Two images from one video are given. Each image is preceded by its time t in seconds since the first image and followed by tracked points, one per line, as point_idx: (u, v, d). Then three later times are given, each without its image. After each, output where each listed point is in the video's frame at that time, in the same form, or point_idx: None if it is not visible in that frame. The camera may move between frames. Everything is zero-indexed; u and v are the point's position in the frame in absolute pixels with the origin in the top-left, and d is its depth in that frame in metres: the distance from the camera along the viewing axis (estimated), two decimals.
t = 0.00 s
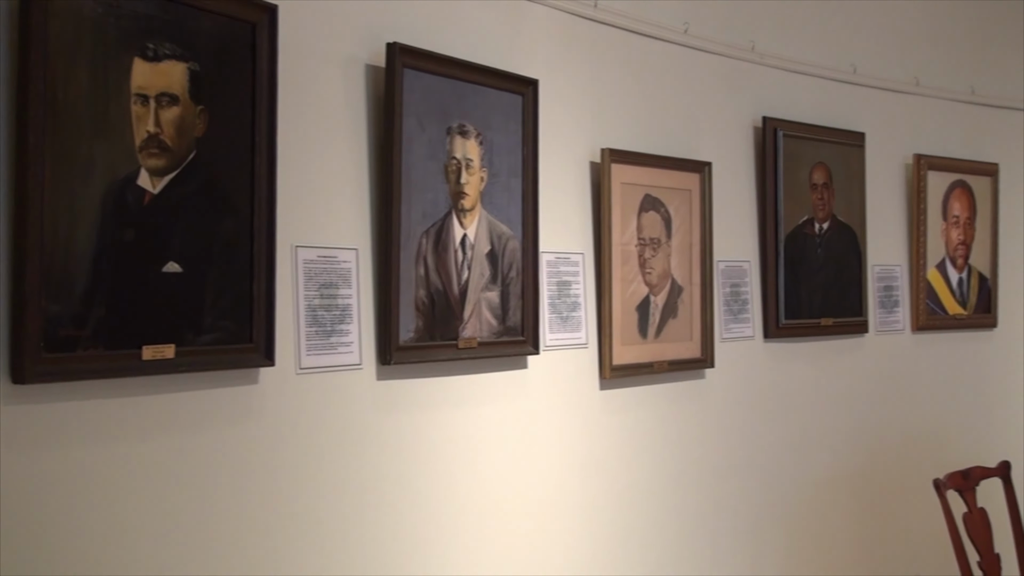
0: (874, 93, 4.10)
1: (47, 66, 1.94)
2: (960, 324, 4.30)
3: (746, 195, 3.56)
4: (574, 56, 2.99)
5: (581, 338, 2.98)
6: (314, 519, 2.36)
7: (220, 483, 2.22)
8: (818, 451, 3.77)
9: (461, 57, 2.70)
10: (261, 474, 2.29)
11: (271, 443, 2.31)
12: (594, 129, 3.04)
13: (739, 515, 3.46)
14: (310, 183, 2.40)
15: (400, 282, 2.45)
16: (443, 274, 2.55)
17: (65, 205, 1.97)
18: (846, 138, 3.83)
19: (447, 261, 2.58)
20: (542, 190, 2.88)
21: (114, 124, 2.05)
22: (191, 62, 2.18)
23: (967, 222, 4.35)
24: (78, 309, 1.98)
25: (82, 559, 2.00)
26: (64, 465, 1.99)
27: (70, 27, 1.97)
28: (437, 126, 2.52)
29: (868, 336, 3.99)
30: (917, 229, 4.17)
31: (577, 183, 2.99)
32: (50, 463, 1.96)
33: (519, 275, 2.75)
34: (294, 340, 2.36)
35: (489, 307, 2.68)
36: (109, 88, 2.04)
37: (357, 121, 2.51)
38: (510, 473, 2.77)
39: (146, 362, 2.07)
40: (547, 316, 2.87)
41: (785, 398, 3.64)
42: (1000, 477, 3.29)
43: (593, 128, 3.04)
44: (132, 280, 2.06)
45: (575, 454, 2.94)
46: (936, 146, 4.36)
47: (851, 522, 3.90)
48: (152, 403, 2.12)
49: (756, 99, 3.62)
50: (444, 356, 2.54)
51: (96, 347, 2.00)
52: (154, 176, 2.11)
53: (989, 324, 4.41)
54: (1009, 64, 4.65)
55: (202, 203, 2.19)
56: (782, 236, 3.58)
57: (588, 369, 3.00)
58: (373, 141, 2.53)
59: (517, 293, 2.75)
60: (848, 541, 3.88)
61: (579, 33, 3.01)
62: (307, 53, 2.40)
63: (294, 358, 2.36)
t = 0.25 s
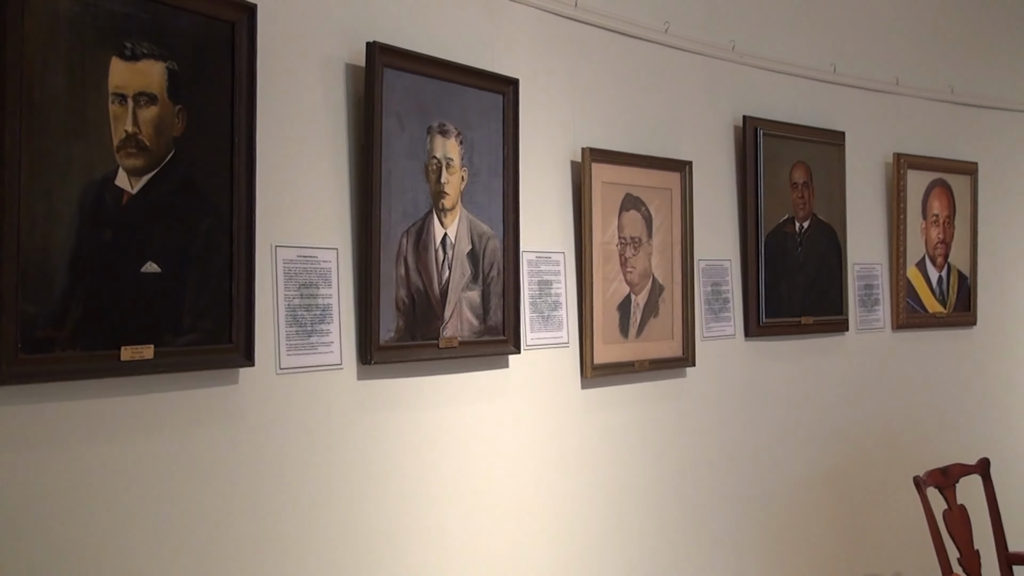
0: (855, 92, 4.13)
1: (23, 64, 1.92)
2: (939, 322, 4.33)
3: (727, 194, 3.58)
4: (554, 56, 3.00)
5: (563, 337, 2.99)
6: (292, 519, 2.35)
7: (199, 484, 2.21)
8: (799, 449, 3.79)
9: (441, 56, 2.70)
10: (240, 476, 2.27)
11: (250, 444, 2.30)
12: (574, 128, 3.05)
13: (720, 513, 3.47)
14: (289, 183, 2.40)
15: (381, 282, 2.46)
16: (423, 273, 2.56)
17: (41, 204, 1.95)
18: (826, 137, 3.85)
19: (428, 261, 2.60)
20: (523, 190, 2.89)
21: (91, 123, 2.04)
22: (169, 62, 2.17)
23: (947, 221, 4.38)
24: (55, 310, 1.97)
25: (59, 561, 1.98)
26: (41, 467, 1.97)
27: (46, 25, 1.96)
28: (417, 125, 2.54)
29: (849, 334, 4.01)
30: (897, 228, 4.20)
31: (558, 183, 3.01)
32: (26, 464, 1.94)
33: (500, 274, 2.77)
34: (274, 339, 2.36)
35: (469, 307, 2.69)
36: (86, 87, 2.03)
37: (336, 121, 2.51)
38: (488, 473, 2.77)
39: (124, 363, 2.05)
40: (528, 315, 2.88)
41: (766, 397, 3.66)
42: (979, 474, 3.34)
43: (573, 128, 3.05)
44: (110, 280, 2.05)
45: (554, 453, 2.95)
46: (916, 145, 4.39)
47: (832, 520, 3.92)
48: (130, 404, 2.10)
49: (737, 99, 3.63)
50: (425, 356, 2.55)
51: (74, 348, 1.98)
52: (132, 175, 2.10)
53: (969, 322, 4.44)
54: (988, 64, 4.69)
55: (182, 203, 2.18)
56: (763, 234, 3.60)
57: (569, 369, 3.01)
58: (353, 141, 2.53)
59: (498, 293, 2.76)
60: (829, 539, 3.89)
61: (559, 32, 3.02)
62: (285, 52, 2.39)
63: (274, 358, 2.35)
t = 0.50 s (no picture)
0: (843, 92, 4.14)
1: (7, 65, 1.91)
2: (926, 321, 4.35)
3: (714, 194, 3.59)
4: (541, 56, 3.00)
5: (550, 337, 3.00)
6: (277, 520, 2.35)
7: (184, 486, 2.20)
8: (786, 449, 3.80)
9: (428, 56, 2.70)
10: (226, 477, 2.27)
11: (236, 445, 2.29)
12: (561, 128, 3.06)
13: (707, 512, 3.47)
14: (275, 184, 2.40)
15: (368, 282, 2.47)
16: (410, 274, 2.57)
17: (25, 205, 1.94)
18: (814, 137, 3.86)
19: (415, 261, 2.60)
20: (510, 190, 2.89)
21: (76, 125, 2.03)
22: (155, 62, 2.16)
23: (933, 220, 4.39)
24: (40, 312, 1.96)
25: (44, 564, 1.97)
26: (26, 469, 1.96)
27: (30, 26, 1.96)
28: (404, 126, 2.54)
29: (836, 334, 4.03)
30: (883, 227, 4.22)
31: (545, 183, 3.01)
32: (10, 467, 1.94)
33: (487, 274, 2.77)
34: (260, 340, 2.36)
35: (456, 307, 2.70)
36: (70, 88, 2.02)
37: (323, 121, 2.51)
38: (474, 473, 2.76)
39: (110, 364, 2.04)
40: (515, 316, 2.89)
41: (754, 396, 3.66)
42: (964, 473, 3.37)
43: (560, 128, 3.06)
44: (95, 281, 2.04)
45: (540, 453, 2.95)
46: (903, 144, 4.41)
47: (819, 519, 3.93)
48: (115, 406, 2.10)
49: (724, 99, 3.64)
50: (412, 357, 2.55)
51: (59, 350, 1.97)
52: (117, 176, 2.09)
53: (955, 321, 4.46)
54: (975, 64, 4.71)
55: (167, 204, 2.17)
56: (750, 234, 3.61)
57: (556, 369, 3.01)
58: (340, 142, 2.53)
59: (485, 293, 2.77)
60: (816, 538, 3.90)
61: (546, 33, 3.02)
62: (272, 53, 2.39)
63: (261, 359, 2.35)
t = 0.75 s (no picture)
0: (837, 93, 4.15)
1: None
2: (920, 321, 4.36)
3: (709, 194, 3.60)
4: (535, 57, 3.01)
5: (545, 338, 3.00)
6: (270, 521, 2.34)
7: (178, 486, 2.19)
8: (781, 449, 3.81)
9: (423, 57, 2.70)
10: (220, 478, 2.26)
11: (231, 446, 2.29)
12: (556, 129, 3.06)
13: (702, 513, 3.47)
14: (270, 184, 2.39)
15: (362, 283, 2.47)
16: (405, 275, 2.57)
17: (18, 206, 1.94)
18: (809, 137, 3.87)
19: (410, 262, 2.60)
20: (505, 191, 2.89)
21: (69, 125, 2.03)
22: (149, 63, 2.16)
23: (927, 220, 4.40)
24: (33, 313, 1.95)
25: (37, 566, 1.97)
26: (19, 471, 1.95)
27: (23, 27, 1.95)
28: (398, 126, 2.54)
29: (831, 334, 4.03)
30: (878, 227, 4.22)
31: (540, 184, 3.01)
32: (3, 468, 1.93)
33: (482, 275, 2.78)
34: (255, 341, 2.35)
35: (451, 308, 2.70)
36: (63, 88, 2.02)
37: (317, 122, 2.51)
38: (467, 474, 2.76)
39: (103, 365, 2.04)
40: (509, 316, 2.89)
41: (748, 396, 3.67)
42: (959, 473, 3.36)
43: (555, 129, 3.06)
44: (89, 282, 2.03)
45: (534, 453, 2.94)
46: (898, 144, 4.41)
47: (814, 520, 3.94)
48: (109, 407, 2.09)
49: (719, 99, 3.65)
50: (406, 357, 2.55)
51: (53, 351, 1.97)
52: (110, 177, 2.09)
53: (950, 322, 4.47)
54: (970, 64, 4.72)
55: (161, 205, 2.17)
56: (745, 234, 3.62)
57: (551, 369, 3.01)
58: (334, 142, 2.53)
59: (480, 294, 2.77)
60: (811, 538, 3.91)
61: (541, 33, 3.03)
62: (266, 54, 2.39)
63: (255, 360, 2.35)
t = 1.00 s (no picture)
0: (831, 93, 4.16)
1: None
2: (914, 320, 4.36)
3: (703, 194, 3.60)
4: (530, 58, 3.01)
5: (539, 338, 3.00)
6: (264, 523, 2.34)
7: (172, 487, 2.19)
8: (775, 449, 3.81)
9: (417, 58, 2.70)
10: (213, 479, 2.26)
11: (224, 447, 2.29)
12: (550, 129, 3.06)
13: (696, 514, 3.48)
14: (263, 185, 2.39)
15: (356, 283, 2.47)
16: (399, 275, 2.57)
17: (11, 207, 1.94)
18: (803, 137, 3.88)
19: (404, 262, 2.60)
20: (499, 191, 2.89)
21: (62, 126, 2.02)
22: (142, 63, 2.15)
23: (921, 220, 4.40)
24: (27, 314, 1.95)
25: (30, 568, 1.96)
26: (13, 472, 1.95)
27: (15, 28, 1.95)
28: (392, 126, 2.54)
29: (825, 334, 4.04)
30: (871, 227, 4.23)
31: (534, 184, 3.02)
32: None
33: (476, 275, 2.78)
34: (248, 342, 2.35)
35: (445, 308, 2.70)
36: (56, 88, 2.01)
37: (311, 123, 2.50)
38: (461, 475, 2.76)
39: (97, 366, 2.04)
40: (504, 317, 2.89)
41: (743, 396, 3.67)
42: (953, 472, 3.37)
43: (549, 129, 3.06)
44: (82, 283, 2.03)
45: (529, 454, 2.94)
46: (892, 145, 4.42)
47: (808, 520, 3.94)
48: (103, 408, 2.09)
49: (713, 99, 3.65)
50: (400, 358, 2.56)
51: (46, 352, 1.97)
52: (104, 177, 2.09)
53: (944, 321, 4.48)
54: (963, 64, 4.73)
55: (154, 205, 2.17)
56: (739, 234, 3.62)
57: (545, 369, 3.02)
58: (328, 143, 2.53)
59: (474, 294, 2.77)
60: (805, 539, 3.91)
61: (536, 34, 3.03)
62: (260, 55, 2.39)
63: (249, 360, 2.35)
